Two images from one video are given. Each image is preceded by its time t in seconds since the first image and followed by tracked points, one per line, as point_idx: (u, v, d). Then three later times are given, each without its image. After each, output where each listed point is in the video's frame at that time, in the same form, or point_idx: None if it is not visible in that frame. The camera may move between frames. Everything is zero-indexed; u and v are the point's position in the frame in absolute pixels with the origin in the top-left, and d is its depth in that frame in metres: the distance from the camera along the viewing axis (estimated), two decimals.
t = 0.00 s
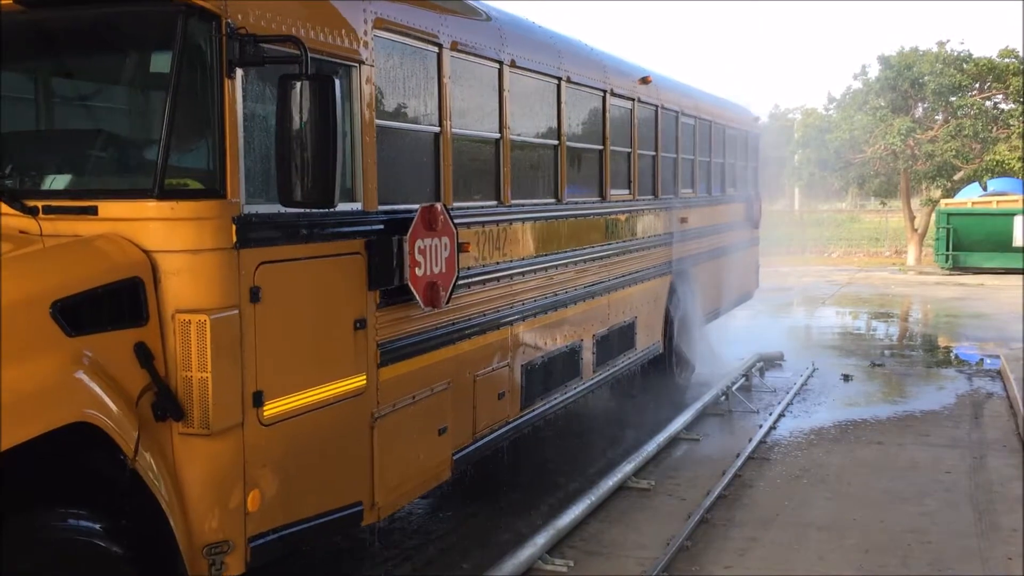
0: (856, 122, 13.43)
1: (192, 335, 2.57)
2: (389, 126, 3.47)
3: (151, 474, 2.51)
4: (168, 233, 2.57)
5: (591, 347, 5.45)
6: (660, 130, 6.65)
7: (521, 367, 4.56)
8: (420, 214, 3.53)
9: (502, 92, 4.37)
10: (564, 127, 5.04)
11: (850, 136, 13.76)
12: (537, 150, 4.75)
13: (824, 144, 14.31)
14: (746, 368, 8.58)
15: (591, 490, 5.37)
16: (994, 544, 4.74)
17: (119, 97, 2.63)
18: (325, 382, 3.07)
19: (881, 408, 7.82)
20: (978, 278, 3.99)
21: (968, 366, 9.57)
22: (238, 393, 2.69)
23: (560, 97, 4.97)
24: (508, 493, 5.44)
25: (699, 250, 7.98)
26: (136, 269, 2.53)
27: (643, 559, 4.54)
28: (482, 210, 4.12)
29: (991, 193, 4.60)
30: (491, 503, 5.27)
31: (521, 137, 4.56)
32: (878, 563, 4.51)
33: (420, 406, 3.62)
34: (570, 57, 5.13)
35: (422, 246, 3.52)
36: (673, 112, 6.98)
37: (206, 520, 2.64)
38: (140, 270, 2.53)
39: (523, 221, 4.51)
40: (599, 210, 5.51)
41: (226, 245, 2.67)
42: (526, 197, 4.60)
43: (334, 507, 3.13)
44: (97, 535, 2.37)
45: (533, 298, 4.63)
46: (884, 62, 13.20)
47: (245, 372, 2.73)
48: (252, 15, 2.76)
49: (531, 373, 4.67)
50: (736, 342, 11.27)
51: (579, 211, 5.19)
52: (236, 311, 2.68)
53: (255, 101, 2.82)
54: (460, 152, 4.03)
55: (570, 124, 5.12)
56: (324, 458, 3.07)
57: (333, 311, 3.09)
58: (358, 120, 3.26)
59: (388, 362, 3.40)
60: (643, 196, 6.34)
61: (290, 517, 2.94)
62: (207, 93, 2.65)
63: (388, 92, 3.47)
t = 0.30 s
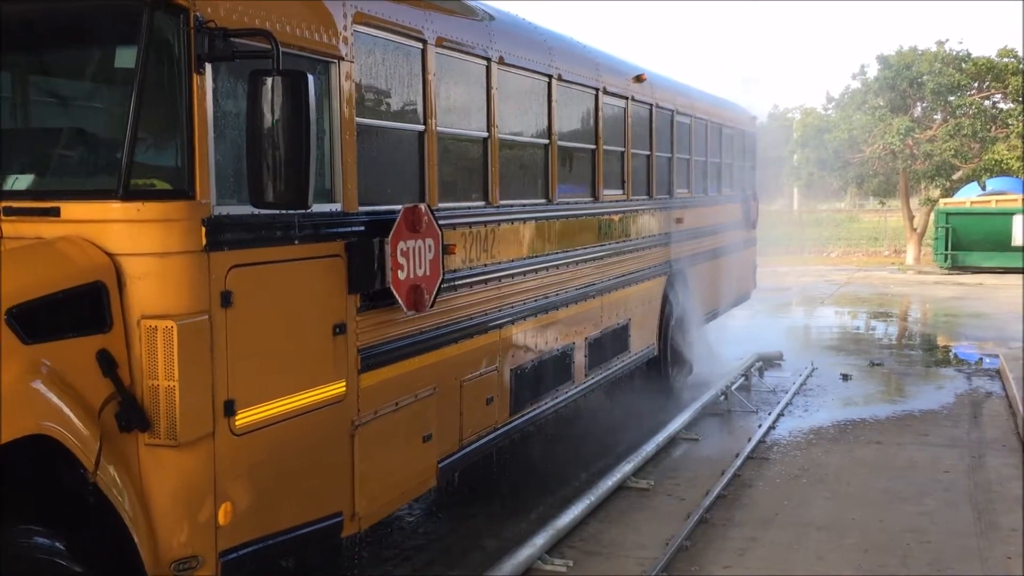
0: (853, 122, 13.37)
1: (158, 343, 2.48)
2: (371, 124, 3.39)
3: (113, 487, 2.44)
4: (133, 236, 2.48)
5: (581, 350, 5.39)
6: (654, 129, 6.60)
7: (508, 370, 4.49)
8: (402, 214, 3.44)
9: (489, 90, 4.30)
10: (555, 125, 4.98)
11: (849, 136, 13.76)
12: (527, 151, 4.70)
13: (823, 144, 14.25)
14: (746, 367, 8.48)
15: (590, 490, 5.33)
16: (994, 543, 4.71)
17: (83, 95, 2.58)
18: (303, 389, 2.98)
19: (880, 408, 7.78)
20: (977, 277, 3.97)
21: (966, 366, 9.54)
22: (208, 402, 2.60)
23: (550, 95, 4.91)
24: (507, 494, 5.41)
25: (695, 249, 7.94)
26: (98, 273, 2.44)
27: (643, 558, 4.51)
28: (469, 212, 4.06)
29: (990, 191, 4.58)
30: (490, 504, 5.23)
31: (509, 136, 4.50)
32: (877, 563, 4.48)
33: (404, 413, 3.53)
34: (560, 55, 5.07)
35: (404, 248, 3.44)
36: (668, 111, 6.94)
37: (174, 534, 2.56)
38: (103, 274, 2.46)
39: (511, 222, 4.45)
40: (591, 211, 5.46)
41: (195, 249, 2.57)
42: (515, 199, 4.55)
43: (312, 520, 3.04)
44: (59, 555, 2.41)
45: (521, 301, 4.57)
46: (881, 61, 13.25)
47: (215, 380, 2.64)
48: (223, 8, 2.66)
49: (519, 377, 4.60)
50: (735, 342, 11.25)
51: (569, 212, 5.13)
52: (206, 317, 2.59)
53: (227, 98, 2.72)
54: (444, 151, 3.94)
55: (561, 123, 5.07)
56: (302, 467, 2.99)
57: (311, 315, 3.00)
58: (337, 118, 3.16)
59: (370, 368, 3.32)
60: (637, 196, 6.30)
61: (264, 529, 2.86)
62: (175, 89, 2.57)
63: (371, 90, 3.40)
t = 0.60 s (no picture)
0: (853, 123, 13.52)
1: (121, 349, 2.41)
2: (351, 122, 3.32)
3: (74, 500, 2.38)
4: (95, 238, 2.41)
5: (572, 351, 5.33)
6: (648, 129, 6.57)
7: (495, 374, 4.42)
8: (383, 215, 3.40)
9: (476, 87, 4.23)
10: (545, 125, 4.93)
11: (848, 136, 13.75)
12: (516, 150, 4.65)
13: (823, 144, 14.40)
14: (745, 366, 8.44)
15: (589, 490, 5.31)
16: (993, 543, 4.69)
17: (45, 91, 2.54)
18: (278, 396, 2.91)
19: (880, 408, 7.75)
20: (976, 276, 3.94)
21: (965, 366, 9.51)
22: (175, 411, 2.53)
23: (540, 93, 4.86)
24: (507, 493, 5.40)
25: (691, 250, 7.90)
26: (59, 276, 2.37)
27: (642, 559, 4.48)
28: (453, 212, 4.00)
29: (989, 191, 4.55)
30: (489, 505, 5.21)
31: (497, 135, 4.44)
32: (876, 563, 4.45)
33: (385, 419, 3.47)
34: (550, 53, 5.02)
35: (385, 250, 3.38)
36: (662, 111, 6.90)
37: (140, 548, 2.49)
38: (64, 277, 2.38)
39: (499, 222, 4.41)
40: (583, 211, 5.42)
41: (161, 251, 2.49)
42: (503, 199, 4.51)
43: (286, 531, 2.97)
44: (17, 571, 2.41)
45: (508, 304, 4.52)
46: (880, 61, 13.25)
47: (183, 387, 2.56)
48: None
49: (507, 381, 4.54)
50: (735, 342, 11.23)
51: (559, 212, 5.08)
52: (173, 322, 2.51)
53: (196, 95, 2.65)
54: (428, 149, 3.86)
55: (551, 122, 5.02)
56: (276, 477, 2.92)
57: (287, 320, 2.93)
58: (314, 116, 3.10)
59: (350, 374, 3.25)
60: (631, 196, 6.26)
61: (236, 541, 2.79)
62: (139, 85, 2.51)
63: (352, 87, 3.33)
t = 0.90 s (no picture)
0: (852, 123, 13.55)
1: (84, 357, 2.34)
2: (333, 120, 3.23)
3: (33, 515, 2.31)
4: (59, 241, 2.34)
5: (565, 355, 5.26)
6: (644, 129, 6.55)
7: (485, 379, 4.32)
8: (365, 216, 3.29)
9: (465, 85, 4.16)
10: (537, 124, 4.89)
11: (848, 137, 13.77)
12: (507, 150, 4.60)
13: (823, 145, 14.44)
14: (746, 367, 8.43)
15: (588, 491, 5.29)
16: (992, 544, 4.69)
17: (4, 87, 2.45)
18: (255, 404, 2.80)
19: (880, 409, 7.74)
20: (976, 277, 3.93)
21: (965, 366, 9.51)
22: (143, 420, 2.43)
23: (531, 92, 4.81)
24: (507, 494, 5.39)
25: (688, 252, 7.86)
26: (20, 281, 2.28)
27: (642, 560, 4.47)
28: (441, 214, 3.88)
29: (989, 192, 4.53)
30: (488, 505, 5.20)
31: (488, 134, 4.38)
32: (875, 563, 4.45)
33: (368, 427, 3.35)
34: (542, 51, 4.98)
35: (367, 252, 3.29)
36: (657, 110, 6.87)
37: (104, 564, 2.40)
38: (26, 282, 2.30)
39: (490, 223, 4.33)
40: (576, 212, 5.38)
41: (128, 254, 2.39)
42: (494, 200, 4.44)
43: (263, 545, 2.85)
44: None
45: (497, 307, 4.41)
46: (880, 62, 13.26)
47: (152, 396, 2.46)
48: None
49: (497, 386, 4.43)
50: (735, 343, 11.22)
51: (551, 213, 5.02)
52: (142, 328, 2.42)
53: (166, 91, 2.55)
54: (416, 148, 3.78)
55: (543, 121, 4.98)
56: (253, 487, 2.81)
57: (263, 326, 2.82)
58: (293, 114, 2.99)
59: (331, 380, 3.14)
60: (626, 197, 6.24)
61: (209, 556, 2.67)
62: (104, 79, 2.40)
63: (334, 84, 3.24)
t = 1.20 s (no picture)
0: (852, 124, 13.43)
1: (46, 365, 2.23)
2: (315, 117, 3.09)
3: None
4: (20, 242, 2.24)
5: (559, 357, 5.16)
6: (640, 128, 6.49)
7: (476, 383, 4.19)
8: (349, 217, 3.14)
9: (454, 83, 4.02)
10: (530, 123, 4.77)
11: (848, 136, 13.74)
12: (499, 149, 4.48)
13: (823, 145, 14.36)
14: (746, 367, 8.40)
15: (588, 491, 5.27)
16: (993, 544, 4.67)
17: None
18: (232, 411, 2.66)
19: (880, 409, 7.72)
20: (977, 278, 3.90)
21: (966, 366, 9.50)
22: (110, 430, 2.31)
23: (524, 90, 4.69)
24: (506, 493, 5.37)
25: (688, 252, 7.86)
26: None
27: (642, 560, 4.46)
28: (428, 213, 3.75)
29: (991, 191, 4.50)
30: (486, 506, 5.17)
31: (479, 132, 4.26)
32: (876, 563, 4.43)
33: (353, 434, 3.21)
34: (535, 48, 4.86)
35: (350, 254, 3.14)
36: (653, 108, 6.81)
37: None
38: None
39: (479, 224, 4.19)
40: (571, 212, 5.29)
41: (92, 257, 2.27)
42: (487, 200, 4.34)
43: (241, 557, 2.72)
44: None
45: (488, 310, 4.29)
46: (880, 61, 13.26)
47: (121, 404, 2.34)
48: None
49: (489, 389, 4.30)
50: (734, 342, 11.20)
51: (545, 213, 4.91)
52: (109, 333, 2.30)
53: (133, 87, 2.42)
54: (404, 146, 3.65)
55: (536, 120, 4.86)
56: (230, 497, 2.68)
57: (240, 330, 2.69)
58: (272, 110, 2.85)
59: (313, 385, 3.01)
60: (622, 196, 6.16)
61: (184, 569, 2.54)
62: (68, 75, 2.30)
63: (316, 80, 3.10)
